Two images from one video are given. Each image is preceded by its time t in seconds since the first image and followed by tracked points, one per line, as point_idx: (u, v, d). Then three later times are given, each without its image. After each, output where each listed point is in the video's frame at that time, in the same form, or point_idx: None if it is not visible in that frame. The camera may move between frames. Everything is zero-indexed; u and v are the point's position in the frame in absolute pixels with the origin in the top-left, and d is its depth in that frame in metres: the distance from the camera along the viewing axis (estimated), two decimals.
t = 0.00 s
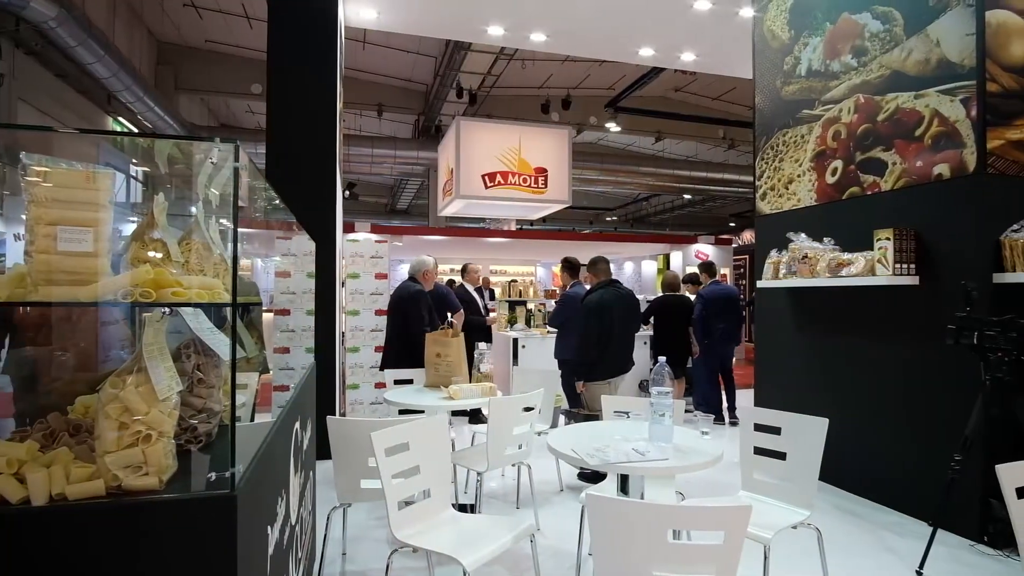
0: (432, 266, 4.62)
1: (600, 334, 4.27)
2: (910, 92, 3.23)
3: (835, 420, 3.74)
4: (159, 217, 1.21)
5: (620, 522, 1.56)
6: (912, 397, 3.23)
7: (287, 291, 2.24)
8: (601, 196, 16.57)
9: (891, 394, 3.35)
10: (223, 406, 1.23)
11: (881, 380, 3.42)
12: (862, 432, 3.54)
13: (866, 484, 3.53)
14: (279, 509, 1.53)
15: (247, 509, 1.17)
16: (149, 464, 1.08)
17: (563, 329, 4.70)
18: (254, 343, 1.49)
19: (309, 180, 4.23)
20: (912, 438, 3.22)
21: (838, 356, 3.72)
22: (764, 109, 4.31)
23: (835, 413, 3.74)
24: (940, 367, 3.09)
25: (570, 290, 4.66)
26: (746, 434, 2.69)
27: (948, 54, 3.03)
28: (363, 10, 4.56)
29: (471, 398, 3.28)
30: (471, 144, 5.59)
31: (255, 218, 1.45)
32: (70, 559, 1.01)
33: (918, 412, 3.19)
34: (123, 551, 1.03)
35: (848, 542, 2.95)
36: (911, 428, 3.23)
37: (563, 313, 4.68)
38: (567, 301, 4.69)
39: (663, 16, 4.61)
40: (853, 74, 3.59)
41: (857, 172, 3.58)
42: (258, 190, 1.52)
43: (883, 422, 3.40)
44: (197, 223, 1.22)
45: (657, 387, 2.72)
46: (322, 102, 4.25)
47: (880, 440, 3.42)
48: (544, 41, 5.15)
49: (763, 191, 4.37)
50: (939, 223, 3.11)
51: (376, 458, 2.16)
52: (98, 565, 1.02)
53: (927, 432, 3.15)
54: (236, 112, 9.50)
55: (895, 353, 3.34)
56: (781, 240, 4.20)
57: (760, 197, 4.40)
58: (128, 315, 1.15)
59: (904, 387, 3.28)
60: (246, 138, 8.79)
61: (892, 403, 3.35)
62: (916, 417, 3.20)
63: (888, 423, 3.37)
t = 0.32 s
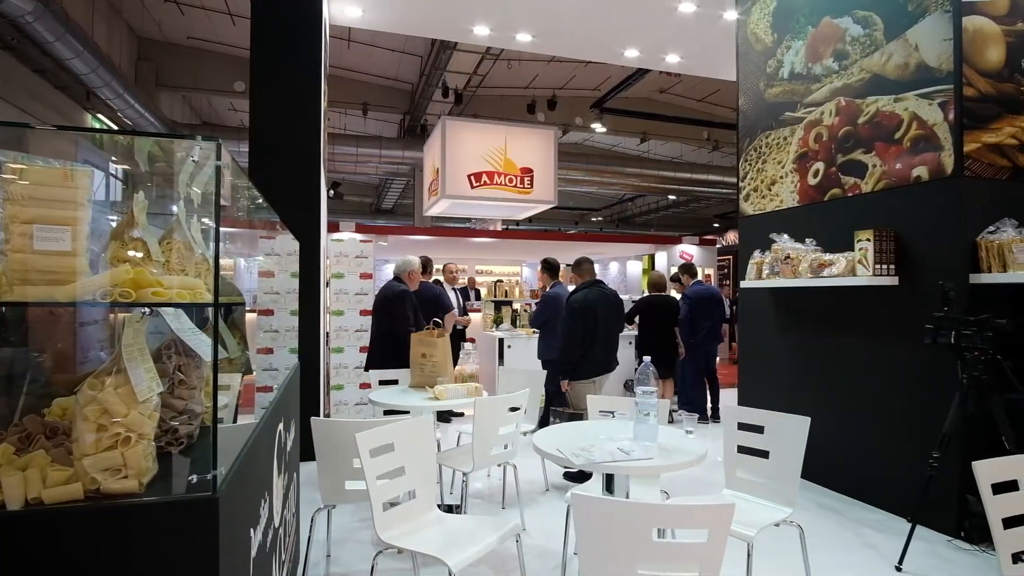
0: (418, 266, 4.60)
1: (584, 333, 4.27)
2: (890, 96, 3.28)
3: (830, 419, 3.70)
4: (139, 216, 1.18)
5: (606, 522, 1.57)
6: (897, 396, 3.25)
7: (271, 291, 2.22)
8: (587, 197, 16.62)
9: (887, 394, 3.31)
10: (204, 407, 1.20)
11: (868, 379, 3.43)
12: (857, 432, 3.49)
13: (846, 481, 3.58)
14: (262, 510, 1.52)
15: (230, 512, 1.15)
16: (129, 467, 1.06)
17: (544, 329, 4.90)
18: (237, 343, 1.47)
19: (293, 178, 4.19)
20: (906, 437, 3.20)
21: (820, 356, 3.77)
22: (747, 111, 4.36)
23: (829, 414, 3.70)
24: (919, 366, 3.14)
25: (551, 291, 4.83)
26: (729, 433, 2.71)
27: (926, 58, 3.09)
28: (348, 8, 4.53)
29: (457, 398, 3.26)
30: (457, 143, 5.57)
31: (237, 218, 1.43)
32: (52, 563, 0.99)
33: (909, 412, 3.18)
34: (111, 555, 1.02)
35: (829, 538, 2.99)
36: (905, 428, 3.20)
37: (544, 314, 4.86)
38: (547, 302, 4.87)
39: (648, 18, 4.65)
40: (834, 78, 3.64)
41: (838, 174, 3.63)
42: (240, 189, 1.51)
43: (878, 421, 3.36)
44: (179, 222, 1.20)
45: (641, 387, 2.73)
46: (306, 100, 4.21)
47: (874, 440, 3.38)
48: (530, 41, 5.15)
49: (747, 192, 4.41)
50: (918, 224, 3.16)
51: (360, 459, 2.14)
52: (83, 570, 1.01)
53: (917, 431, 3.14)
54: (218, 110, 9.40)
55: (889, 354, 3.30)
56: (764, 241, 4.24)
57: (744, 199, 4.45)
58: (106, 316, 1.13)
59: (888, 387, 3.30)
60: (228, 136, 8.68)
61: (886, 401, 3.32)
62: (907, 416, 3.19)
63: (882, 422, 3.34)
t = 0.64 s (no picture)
0: (402, 265, 4.60)
1: (567, 330, 4.28)
2: (868, 99, 3.34)
3: (810, 418, 3.75)
4: (116, 214, 1.16)
5: (590, 522, 1.57)
6: (879, 395, 3.28)
7: (252, 292, 2.19)
8: (572, 197, 16.67)
9: (866, 393, 3.36)
10: (184, 409, 1.18)
11: (851, 378, 3.46)
12: (841, 431, 3.52)
13: (826, 479, 3.63)
14: (243, 513, 1.50)
15: (209, 515, 1.13)
16: (106, 470, 1.04)
17: (522, 328, 4.88)
18: (217, 344, 1.44)
19: (275, 177, 4.15)
20: (885, 436, 3.24)
21: (801, 356, 3.81)
22: (729, 113, 4.40)
23: (809, 412, 3.75)
24: (897, 365, 3.19)
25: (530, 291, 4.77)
26: (712, 432, 2.74)
27: (904, 62, 3.14)
28: (331, 6, 4.50)
29: (441, 398, 3.25)
30: (441, 143, 5.55)
31: (218, 216, 1.41)
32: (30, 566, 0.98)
33: (888, 411, 3.23)
34: (99, 556, 1.00)
35: (809, 535, 3.03)
36: (883, 426, 3.26)
37: (522, 313, 4.82)
38: (527, 301, 4.81)
39: (632, 19, 4.67)
40: (814, 81, 3.69)
41: (818, 176, 3.68)
42: (222, 188, 1.48)
43: (854, 420, 3.43)
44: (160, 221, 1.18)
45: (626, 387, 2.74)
46: (290, 99, 4.17)
47: (855, 438, 3.42)
48: (514, 41, 5.15)
49: (729, 193, 4.45)
50: (896, 226, 3.21)
51: (344, 461, 2.12)
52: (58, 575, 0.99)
53: (895, 429, 3.19)
54: (199, 108, 9.26)
55: (868, 353, 3.36)
56: (746, 242, 4.29)
57: (727, 200, 4.49)
58: (82, 316, 1.11)
59: (869, 385, 3.34)
60: (209, 134, 8.57)
61: (865, 400, 3.37)
62: (886, 415, 3.24)
63: (865, 421, 3.36)
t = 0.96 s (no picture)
0: (388, 265, 4.59)
1: (551, 328, 4.29)
2: (849, 102, 3.39)
3: (791, 417, 3.80)
4: (94, 214, 1.14)
5: (574, 522, 1.57)
6: (860, 393, 3.33)
7: (234, 291, 2.16)
8: (557, 197, 16.71)
9: (846, 391, 3.41)
10: (163, 410, 1.16)
11: (831, 377, 3.51)
12: (822, 430, 3.57)
13: (807, 477, 3.68)
14: (225, 515, 1.48)
15: (190, 518, 1.12)
16: (83, 473, 1.02)
17: (503, 328, 4.83)
18: (198, 345, 1.42)
19: (258, 176, 4.11)
20: (864, 434, 3.30)
21: (783, 354, 3.86)
22: (713, 115, 4.44)
23: (790, 411, 3.80)
24: (876, 364, 3.24)
25: (512, 291, 4.73)
26: (695, 431, 2.76)
27: (883, 66, 3.19)
28: (315, 3, 4.46)
29: (426, 399, 3.23)
30: (426, 142, 5.54)
31: (198, 215, 1.39)
32: (6, 570, 0.96)
33: (868, 409, 3.28)
34: (80, 559, 0.99)
35: (791, 532, 3.07)
36: (862, 424, 3.31)
37: (504, 313, 4.76)
38: (508, 301, 4.76)
39: (617, 20, 4.70)
40: (796, 84, 3.74)
41: (799, 177, 3.73)
42: (203, 186, 1.46)
43: (834, 418, 3.49)
44: (139, 220, 1.16)
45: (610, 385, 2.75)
46: (273, 97, 4.13)
47: (835, 436, 3.47)
48: (499, 42, 5.15)
49: (712, 195, 4.50)
50: (875, 228, 3.27)
51: (327, 462, 2.10)
52: None
53: (873, 427, 3.25)
54: (179, 105, 9.13)
55: (848, 352, 3.41)
56: (729, 242, 4.33)
57: (710, 201, 4.53)
58: (59, 316, 1.09)
59: (850, 384, 3.39)
60: (190, 132, 8.46)
61: (845, 399, 3.41)
62: (865, 413, 3.29)
63: (845, 420, 3.42)
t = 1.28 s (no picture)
0: (373, 265, 4.56)
1: (536, 325, 4.29)
2: (829, 105, 3.44)
3: (773, 416, 3.84)
4: (70, 211, 1.11)
5: (558, 520, 1.58)
6: (840, 393, 3.37)
7: (215, 291, 2.12)
8: (542, 197, 16.75)
9: (826, 391, 3.46)
10: (142, 412, 1.15)
11: (812, 377, 3.56)
12: (802, 429, 3.62)
13: (787, 474, 3.74)
14: (205, 519, 1.46)
15: (170, 521, 1.10)
16: (58, 476, 1.00)
17: (479, 328, 4.81)
18: (178, 345, 1.40)
19: (240, 174, 4.06)
20: (844, 432, 3.35)
21: (765, 354, 3.91)
22: (696, 117, 4.48)
23: (772, 410, 3.85)
24: (856, 363, 3.29)
25: (488, 290, 4.72)
26: (679, 430, 2.78)
27: (862, 70, 3.25)
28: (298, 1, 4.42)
29: (410, 399, 3.22)
30: (410, 142, 5.51)
31: (179, 214, 1.37)
32: None
33: (847, 408, 3.33)
34: (56, 564, 0.97)
35: (772, 530, 3.11)
36: (841, 422, 3.37)
37: (479, 312, 4.75)
38: (482, 301, 4.74)
39: (601, 21, 4.73)
40: (777, 87, 3.79)
41: (781, 179, 3.78)
42: (183, 185, 1.44)
43: (814, 417, 3.53)
44: (116, 219, 1.14)
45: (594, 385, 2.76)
46: (256, 94, 4.09)
47: (817, 435, 3.52)
48: (484, 42, 5.15)
49: (695, 196, 4.53)
50: (854, 229, 3.32)
51: (310, 463, 2.08)
52: None
53: (853, 425, 3.30)
54: (159, 102, 8.98)
55: (828, 351, 3.46)
56: (711, 243, 4.37)
57: (693, 202, 4.57)
58: (33, 316, 1.07)
59: (830, 383, 3.44)
60: (169, 129, 8.34)
61: (825, 398, 3.46)
62: (845, 412, 3.34)
63: (825, 419, 3.46)
